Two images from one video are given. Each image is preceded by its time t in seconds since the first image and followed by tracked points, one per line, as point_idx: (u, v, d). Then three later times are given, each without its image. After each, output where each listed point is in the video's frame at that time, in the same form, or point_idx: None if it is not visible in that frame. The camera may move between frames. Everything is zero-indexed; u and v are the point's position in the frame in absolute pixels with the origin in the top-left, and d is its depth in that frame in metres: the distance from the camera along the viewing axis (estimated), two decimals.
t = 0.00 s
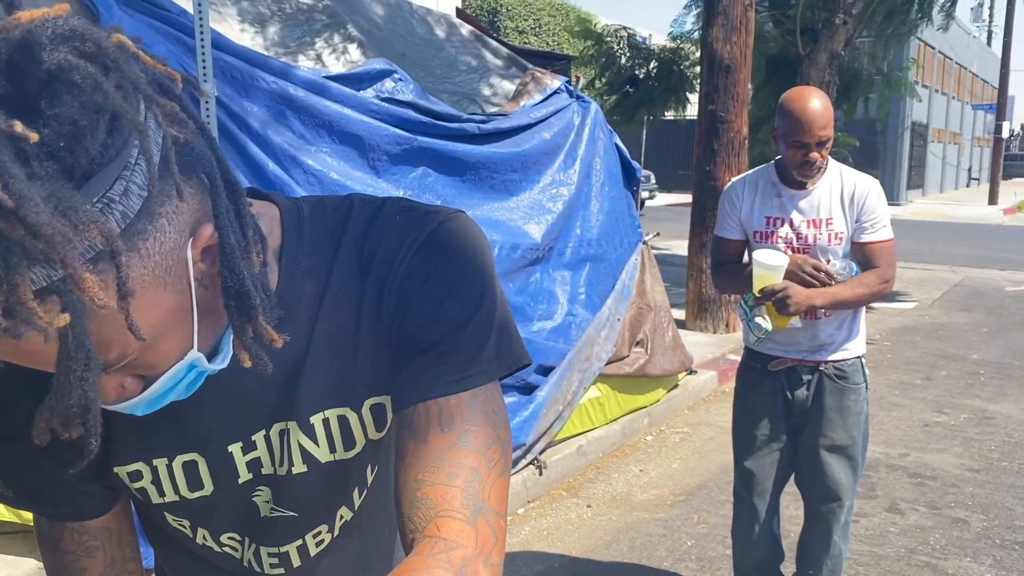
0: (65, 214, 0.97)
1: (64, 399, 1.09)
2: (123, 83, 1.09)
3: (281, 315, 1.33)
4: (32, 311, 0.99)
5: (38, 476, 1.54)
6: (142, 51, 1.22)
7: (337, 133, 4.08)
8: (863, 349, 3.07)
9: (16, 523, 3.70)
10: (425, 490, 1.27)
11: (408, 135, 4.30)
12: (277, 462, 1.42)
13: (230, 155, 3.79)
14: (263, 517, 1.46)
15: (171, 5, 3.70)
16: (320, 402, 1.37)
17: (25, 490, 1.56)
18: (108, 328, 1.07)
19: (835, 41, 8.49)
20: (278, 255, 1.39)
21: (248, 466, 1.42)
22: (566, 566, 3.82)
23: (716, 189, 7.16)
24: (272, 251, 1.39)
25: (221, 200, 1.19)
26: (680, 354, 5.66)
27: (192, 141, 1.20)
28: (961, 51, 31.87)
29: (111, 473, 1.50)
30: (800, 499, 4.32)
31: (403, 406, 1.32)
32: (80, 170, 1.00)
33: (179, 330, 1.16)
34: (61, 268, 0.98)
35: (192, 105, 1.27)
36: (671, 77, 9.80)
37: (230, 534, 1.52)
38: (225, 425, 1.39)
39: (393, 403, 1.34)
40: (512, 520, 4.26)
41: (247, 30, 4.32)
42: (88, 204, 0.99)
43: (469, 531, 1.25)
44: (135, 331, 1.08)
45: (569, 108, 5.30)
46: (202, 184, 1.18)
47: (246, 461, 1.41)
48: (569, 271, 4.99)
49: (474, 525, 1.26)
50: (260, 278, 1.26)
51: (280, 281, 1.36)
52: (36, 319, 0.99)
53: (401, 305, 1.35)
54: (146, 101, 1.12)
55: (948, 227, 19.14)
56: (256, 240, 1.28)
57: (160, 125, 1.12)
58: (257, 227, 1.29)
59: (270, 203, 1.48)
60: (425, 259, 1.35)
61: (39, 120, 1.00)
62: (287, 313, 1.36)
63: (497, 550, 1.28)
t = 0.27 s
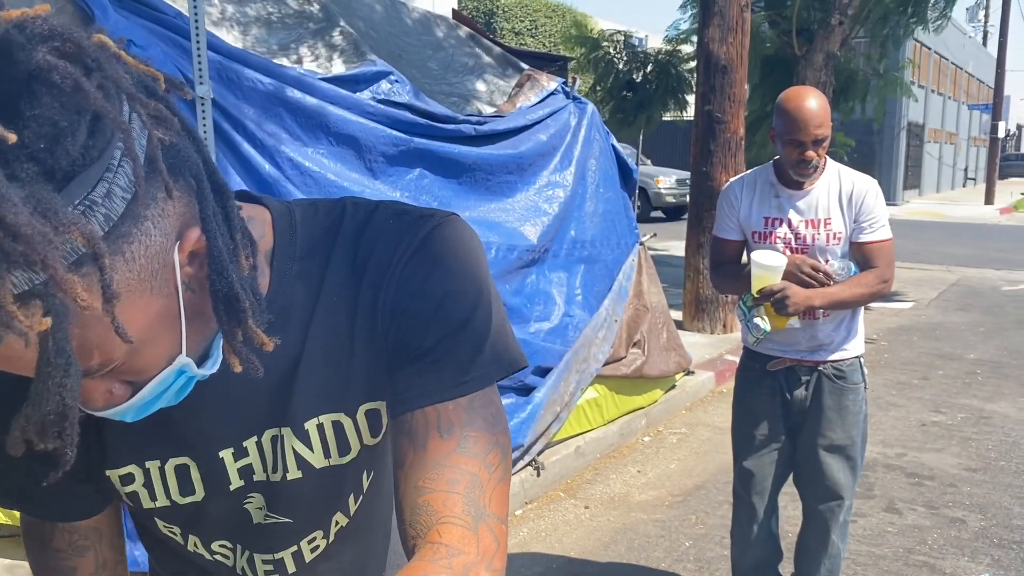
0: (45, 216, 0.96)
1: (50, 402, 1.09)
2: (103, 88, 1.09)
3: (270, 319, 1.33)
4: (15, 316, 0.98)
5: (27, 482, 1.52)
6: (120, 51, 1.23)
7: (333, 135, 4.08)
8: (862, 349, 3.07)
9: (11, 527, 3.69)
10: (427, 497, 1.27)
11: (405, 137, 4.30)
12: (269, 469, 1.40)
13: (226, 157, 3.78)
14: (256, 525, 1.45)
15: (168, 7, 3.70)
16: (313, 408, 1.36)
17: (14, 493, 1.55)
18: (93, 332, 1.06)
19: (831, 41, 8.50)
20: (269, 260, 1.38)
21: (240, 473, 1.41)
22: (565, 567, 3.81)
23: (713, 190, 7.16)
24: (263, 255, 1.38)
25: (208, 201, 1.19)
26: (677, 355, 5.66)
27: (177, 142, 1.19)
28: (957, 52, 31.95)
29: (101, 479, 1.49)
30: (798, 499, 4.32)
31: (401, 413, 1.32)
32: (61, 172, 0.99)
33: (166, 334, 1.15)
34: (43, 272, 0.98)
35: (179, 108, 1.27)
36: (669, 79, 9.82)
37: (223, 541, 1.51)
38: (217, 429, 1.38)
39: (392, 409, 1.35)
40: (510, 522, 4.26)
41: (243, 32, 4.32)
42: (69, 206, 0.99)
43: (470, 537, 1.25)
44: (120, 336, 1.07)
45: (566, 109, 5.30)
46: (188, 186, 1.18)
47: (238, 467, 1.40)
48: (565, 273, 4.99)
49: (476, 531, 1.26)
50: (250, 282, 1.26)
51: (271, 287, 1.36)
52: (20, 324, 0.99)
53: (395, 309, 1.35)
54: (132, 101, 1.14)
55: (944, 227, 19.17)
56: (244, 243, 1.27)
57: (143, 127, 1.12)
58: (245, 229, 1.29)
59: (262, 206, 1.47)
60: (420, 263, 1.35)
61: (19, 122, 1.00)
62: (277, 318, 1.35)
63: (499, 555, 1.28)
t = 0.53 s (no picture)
0: (12, 230, 0.97)
1: (31, 409, 1.11)
2: (74, 102, 1.08)
3: (255, 329, 1.33)
4: None
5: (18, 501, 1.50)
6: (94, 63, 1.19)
7: (329, 137, 4.08)
8: (860, 350, 3.07)
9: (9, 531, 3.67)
10: (415, 501, 1.29)
11: (401, 139, 4.30)
12: (267, 475, 1.40)
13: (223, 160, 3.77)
14: (255, 531, 1.46)
15: (164, 11, 3.70)
16: (308, 412, 1.36)
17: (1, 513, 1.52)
18: (70, 343, 1.07)
19: (827, 42, 8.51)
20: (259, 268, 1.38)
21: (239, 480, 1.41)
22: (563, 568, 3.81)
23: (709, 191, 7.17)
24: (253, 262, 1.38)
25: (190, 210, 1.17)
26: (675, 356, 5.66)
27: (157, 152, 1.16)
28: (953, 52, 32.01)
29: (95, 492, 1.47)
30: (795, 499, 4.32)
31: (391, 415, 1.33)
32: (33, 184, 1.00)
33: (148, 343, 1.15)
34: (13, 285, 0.99)
35: (162, 119, 1.25)
36: (665, 81, 9.86)
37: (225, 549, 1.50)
38: (214, 433, 1.38)
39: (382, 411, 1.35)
40: (508, 523, 4.26)
41: (239, 33, 4.31)
42: (40, 218, 0.99)
43: (457, 541, 1.26)
44: (95, 348, 1.07)
45: (562, 111, 5.30)
46: (169, 194, 1.16)
47: (238, 474, 1.40)
48: (561, 274, 5.00)
49: (463, 536, 1.27)
50: (234, 293, 1.25)
51: (261, 293, 1.36)
52: None
53: (387, 312, 1.35)
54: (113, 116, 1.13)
55: (941, 227, 19.21)
56: (228, 252, 1.27)
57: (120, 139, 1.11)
58: (230, 236, 1.28)
59: (251, 212, 1.47)
60: (411, 267, 1.36)
61: None
62: (265, 326, 1.35)
63: (488, 561, 1.27)
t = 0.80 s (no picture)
0: (4, 235, 0.97)
1: (17, 420, 1.10)
2: (64, 107, 1.08)
3: (252, 336, 1.33)
4: None
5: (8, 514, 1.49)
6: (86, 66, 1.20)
7: (326, 140, 4.08)
8: (858, 352, 3.08)
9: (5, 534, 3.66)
10: (418, 497, 1.28)
11: (398, 141, 4.30)
12: (272, 478, 1.40)
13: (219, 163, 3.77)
14: (262, 534, 1.45)
15: (160, 14, 3.69)
16: (308, 416, 1.36)
17: None
18: (62, 355, 1.06)
19: (822, 44, 8.52)
20: (253, 273, 1.38)
21: (244, 481, 1.40)
22: (561, 570, 3.81)
23: (706, 193, 7.18)
24: (247, 267, 1.38)
25: (183, 218, 1.18)
26: (672, 358, 5.66)
27: (149, 158, 1.16)
28: (948, 53, 32.09)
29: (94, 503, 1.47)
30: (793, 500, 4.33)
31: (392, 413, 1.33)
32: (24, 189, 1.00)
33: (144, 355, 1.15)
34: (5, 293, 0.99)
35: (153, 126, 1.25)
36: (662, 82, 9.88)
37: (232, 555, 1.50)
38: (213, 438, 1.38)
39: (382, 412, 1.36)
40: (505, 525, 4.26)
41: (233, 34, 4.30)
42: (32, 224, 0.99)
43: (463, 534, 1.26)
44: (88, 358, 1.07)
45: (559, 113, 5.31)
46: (162, 203, 1.16)
47: (242, 475, 1.40)
48: (558, 276, 5.00)
49: (468, 528, 1.27)
50: (229, 300, 1.26)
51: (254, 296, 1.36)
52: None
53: (381, 314, 1.36)
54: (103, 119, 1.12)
55: (937, 227, 19.25)
56: (224, 259, 1.27)
57: (112, 144, 1.11)
58: (224, 242, 1.28)
59: (239, 218, 1.47)
60: (405, 269, 1.37)
61: None
62: (262, 330, 1.35)
63: (493, 553, 1.28)
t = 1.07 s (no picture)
0: (6, 236, 0.97)
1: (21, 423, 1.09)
2: (64, 107, 1.08)
3: (252, 336, 1.33)
4: None
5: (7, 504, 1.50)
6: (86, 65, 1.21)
7: (323, 142, 4.08)
8: (856, 354, 3.08)
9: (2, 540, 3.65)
10: (420, 503, 1.28)
11: (395, 144, 4.30)
12: (265, 483, 1.40)
13: (216, 166, 3.77)
14: (254, 540, 1.46)
15: (155, 17, 3.69)
16: (305, 419, 1.36)
17: None
18: (64, 356, 1.06)
19: (818, 45, 8.53)
20: (251, 274, 1.38)
21: (236, 487, 1.41)
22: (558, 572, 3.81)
23: (702, 194, 7.18)
24: (245, 268, 1.38)
25: (182, 218, 1.18)
26: (669, 359, 5.67)
27: (147, 158, 1.17)
28: (943, 54, 32.16)
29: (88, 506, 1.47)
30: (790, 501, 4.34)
31: (391, 418, 1.33)
32: (24, 191, 0.99)
33: (144, 354, 1.15)
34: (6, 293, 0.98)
35: (150, 124, 1.25)
36: (657, 84, 9.89)
37: (221, 558, 1.50)
38: (209, 441, 1.38)
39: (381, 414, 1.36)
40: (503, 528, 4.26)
41: (229, 36, 4.31)
42: (33, 226, 0.99)
43: (465, 540, 1.26)
44: (90, 358, 1.07)
45: (556, 115, 5.31)
46: (161, 203, 1.16)
47: (234, 482, 1.40)
48: (555, 277, 5.00)
49: (471, 533, 1.27)
50: (228, 300, 1.26)
51: (252, 298, 1.36)
52: None
53: (381, 317, 1.36)
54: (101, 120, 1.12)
55: (933, 228, 19.29)
56: (222, 259, 1.27)
57: (111, 144, 1.11)
58: (222, 242, 1.28)
59: (240, 218, 1.47)
60: (406, 273, 1.37)
61: None
62: (260, 332, 1.35)
63: (496, 558, 1.28)
